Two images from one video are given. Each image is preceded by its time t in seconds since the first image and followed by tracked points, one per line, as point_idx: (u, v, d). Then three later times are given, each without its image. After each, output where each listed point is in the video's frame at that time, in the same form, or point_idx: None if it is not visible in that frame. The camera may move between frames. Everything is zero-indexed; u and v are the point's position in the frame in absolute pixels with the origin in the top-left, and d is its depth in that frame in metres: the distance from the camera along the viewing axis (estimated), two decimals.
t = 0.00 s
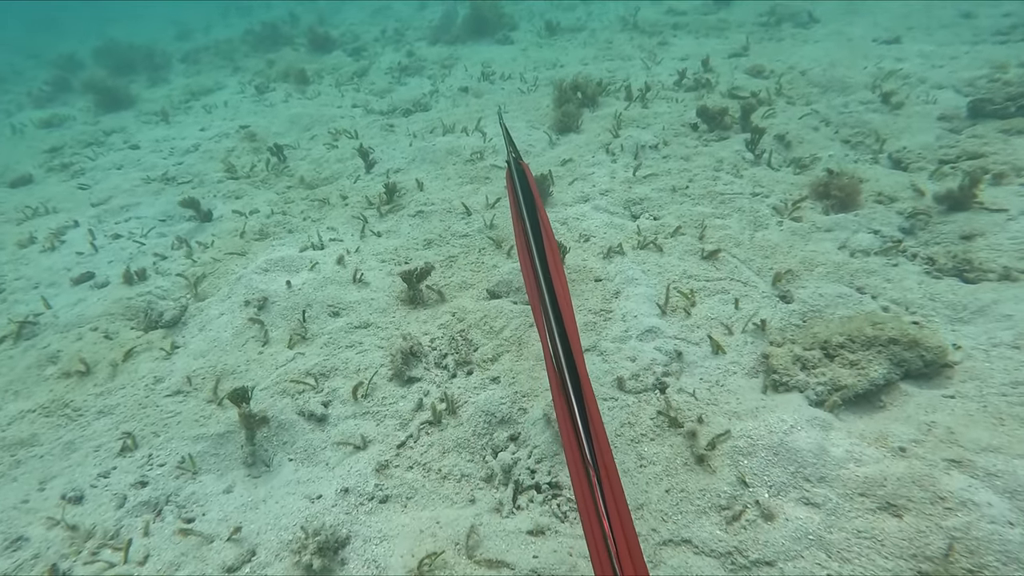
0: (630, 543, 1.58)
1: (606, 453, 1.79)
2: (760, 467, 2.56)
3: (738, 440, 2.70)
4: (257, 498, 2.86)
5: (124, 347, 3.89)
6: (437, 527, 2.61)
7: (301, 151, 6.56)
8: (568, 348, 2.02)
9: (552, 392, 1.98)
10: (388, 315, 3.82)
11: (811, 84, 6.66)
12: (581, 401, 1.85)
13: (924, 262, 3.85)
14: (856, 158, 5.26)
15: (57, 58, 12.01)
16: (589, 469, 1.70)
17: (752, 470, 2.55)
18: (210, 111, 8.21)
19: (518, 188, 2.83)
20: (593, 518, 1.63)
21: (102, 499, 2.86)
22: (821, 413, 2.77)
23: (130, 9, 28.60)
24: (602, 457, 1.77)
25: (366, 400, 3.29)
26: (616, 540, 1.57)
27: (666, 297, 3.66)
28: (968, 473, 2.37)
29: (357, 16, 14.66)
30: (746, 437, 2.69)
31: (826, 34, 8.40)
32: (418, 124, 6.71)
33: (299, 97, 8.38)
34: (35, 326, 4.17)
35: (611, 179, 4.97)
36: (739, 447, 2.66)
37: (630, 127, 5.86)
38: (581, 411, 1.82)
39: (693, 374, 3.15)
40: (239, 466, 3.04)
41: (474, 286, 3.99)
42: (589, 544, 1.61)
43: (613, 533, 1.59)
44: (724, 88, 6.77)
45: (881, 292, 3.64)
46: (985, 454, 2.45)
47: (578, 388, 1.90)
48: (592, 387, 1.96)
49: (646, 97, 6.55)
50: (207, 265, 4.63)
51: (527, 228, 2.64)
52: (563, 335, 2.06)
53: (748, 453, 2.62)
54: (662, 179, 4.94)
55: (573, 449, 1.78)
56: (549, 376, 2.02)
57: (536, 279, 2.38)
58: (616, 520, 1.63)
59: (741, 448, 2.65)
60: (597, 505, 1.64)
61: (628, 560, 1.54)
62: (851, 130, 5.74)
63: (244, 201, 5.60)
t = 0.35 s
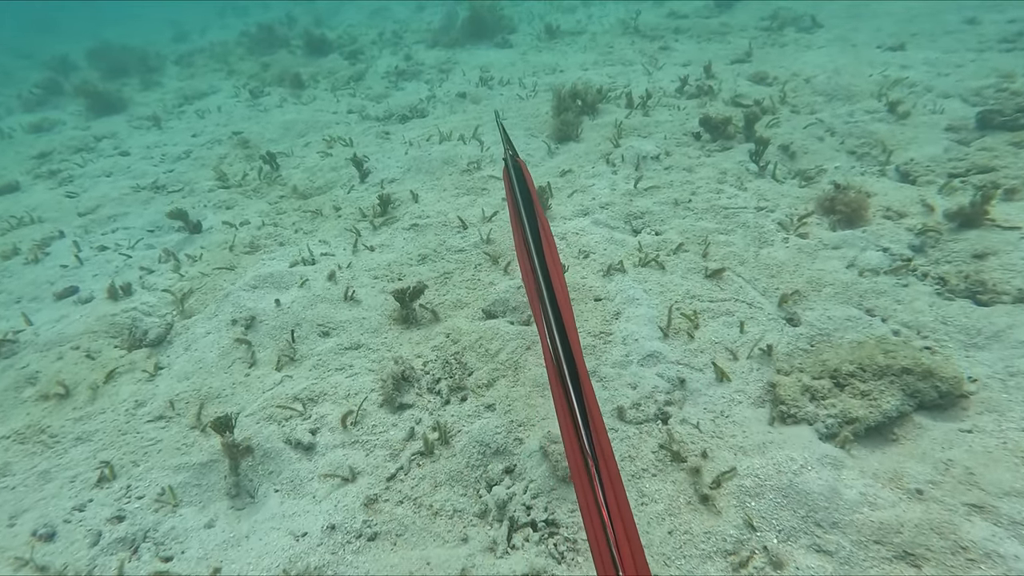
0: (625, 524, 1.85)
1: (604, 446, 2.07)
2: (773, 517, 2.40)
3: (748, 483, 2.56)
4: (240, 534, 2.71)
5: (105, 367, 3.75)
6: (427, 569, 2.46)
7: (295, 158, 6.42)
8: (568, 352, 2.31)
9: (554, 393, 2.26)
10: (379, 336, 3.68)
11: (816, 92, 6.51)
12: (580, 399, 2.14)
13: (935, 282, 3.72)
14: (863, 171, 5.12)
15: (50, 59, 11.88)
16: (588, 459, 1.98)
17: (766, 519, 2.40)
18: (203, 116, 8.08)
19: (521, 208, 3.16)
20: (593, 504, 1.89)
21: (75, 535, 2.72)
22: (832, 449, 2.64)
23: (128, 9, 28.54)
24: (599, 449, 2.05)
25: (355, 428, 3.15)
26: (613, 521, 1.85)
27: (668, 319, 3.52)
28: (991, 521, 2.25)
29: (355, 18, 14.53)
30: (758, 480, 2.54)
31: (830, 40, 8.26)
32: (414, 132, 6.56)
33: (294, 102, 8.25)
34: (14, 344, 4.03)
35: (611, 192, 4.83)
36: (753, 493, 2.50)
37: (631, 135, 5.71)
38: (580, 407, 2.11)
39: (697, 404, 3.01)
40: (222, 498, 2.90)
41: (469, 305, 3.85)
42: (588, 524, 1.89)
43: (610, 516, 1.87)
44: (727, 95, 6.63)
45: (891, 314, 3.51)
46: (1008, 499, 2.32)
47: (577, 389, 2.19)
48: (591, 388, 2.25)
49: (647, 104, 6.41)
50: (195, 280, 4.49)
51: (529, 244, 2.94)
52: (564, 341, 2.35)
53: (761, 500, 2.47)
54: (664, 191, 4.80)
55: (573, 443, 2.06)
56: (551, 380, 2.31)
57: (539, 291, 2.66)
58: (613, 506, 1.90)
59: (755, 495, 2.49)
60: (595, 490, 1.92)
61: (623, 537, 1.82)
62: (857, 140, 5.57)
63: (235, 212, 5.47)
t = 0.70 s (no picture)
0: (626, 500, 1.85)
1: (604, 425, 2.08)
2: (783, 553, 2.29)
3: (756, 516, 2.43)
4: (226, 566, 2.56)
5: (90, 384, 3.61)
6: None
7: (291, 163, 6.28)
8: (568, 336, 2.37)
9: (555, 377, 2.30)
10: (374, 354, 3.55)
11: (824, 95, 6.33)
12: (580, 379, 2.17)
13: (952, 297, 3.55)
14: (874, 178, 4.94)
15: (45, 58, 11.76)
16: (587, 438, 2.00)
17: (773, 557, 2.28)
18: (198, 118, 7.94)
19: (524, 207, 3.27)
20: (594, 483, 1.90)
21: (51, 569, 2.59)
22: (849, 482, 2.51)
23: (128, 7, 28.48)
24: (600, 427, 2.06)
25: (348, 453, 3.02)
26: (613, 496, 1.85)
27: (674, 338, 3.38)
28: None
29: (354, 17, 14.38)
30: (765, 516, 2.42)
31: (837, 40, 8.08)
32: (412, 136, 6.40)
33: (291, 104, 8.11)
34: None
35: (614, 200, 4.68)
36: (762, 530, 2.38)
37: (635, 141, 5.56)
38: (580, 387, 2.14)
39: (706, 430, 2.88)
40: (209, 526, 2.76)
41: (468, 321, 3.71)
42: (589, 502, 1.90)
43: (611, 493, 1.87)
44: (733, 99, 6.47)
45: (907, 332, 3.35)
46: None
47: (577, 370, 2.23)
48: (591, 368, 2.28)
49: (651, 108, 6.26)
50: (186, 291, 4.36)
51: (531, 236, 3.01)
52: (563, 325, 2.41)
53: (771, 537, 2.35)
54: (669, 200, 4.65)
55: (573, 423, 2.09)
56: (552, 364, 2.34)
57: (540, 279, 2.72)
58: (615, 483, 1.90)
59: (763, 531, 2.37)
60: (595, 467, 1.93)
61: (625, 514, 1.82)
62: (867, 146, 5.39)
63: (228, 218, 5.33)
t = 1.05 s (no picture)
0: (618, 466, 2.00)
1: (597, 396, 2.24)
2: None
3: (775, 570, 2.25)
4: None
5: (70, 404, 3.45)
6: None
7: (285, 167, 6.12)
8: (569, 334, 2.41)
9: (556, 376, 2.33)
10: (367, 375, 3.39)
11: (834, 99, 6.10)
12: (574, 353, 2.32)
13: (973, 317, 3.35)
14: (888, 186, 4.71)
15: (39, 56, 11.60)
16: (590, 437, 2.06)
17: None
18: (192, 119, 7.78)
19: (524, 205, 3.30)
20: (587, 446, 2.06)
21: None
22: (870, 524, 2.35)
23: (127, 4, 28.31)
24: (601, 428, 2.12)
25: (338, 484, 2.86)
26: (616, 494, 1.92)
27: (682, 360, 3.22)
28: None
29: (353, 15, 14.20)
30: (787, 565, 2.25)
31: (847, 41, 7.86)
32: (409, 140, 6.23)
33: (288, 105, 7.95)
34: None
35: (618, 210, 4.51)
36: None
37: (639, 147, 5.38)
38: (574, 359, 2.30)
39: (716, 462, 2.72)
40: (190, 560, 2.59)
41: (466, 339, 3.54)
42: (591, 503, 1.95)
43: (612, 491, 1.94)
44: (741, 103, 6.29)
45: (926, 355, 3.15)
46: None
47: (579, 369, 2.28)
48: (585, 343, 2.44)
49: (656, 113, 6.07)
50: (173, 304, 4.20)
51: (528, 222, 3.17)
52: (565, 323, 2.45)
53: None
54: (675, 210, 4.48)
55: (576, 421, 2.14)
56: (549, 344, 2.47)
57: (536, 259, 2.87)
58: (606, 449, 2.06)
59: None
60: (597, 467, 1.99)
61: (615, 473, 1.98)
62: (879, 152, 5.17)
63: (220, 226, 5.17)
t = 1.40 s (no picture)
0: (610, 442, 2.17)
1: (589, 376, 2.39)
2: None
3: None
4: None
5: (50, 427, 3.31)
6: None
7: (280, 173, 5.97)
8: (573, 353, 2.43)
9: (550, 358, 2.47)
10: (359, 398, 3.24)
11: (846, 104, 5.88)
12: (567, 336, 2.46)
13: (997, 339, 3.12)
14: (903, 196, 4.51)
15: (35, 55, 11.47)
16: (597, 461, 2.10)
17: None
18: (188, 122, 7.64)
19: (518, 203, 3.23)
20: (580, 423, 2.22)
21: None
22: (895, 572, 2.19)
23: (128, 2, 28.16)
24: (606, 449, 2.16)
25: (326, 517, 2.69)
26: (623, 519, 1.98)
27: (689, 386, 3.06)
28: None
29: (354, 14, 14.03)
30: None
31: (857, 42, 7.65)
32: (407, 145, 6.07)
33: (285, 108, 7.80)
34: None
35: (622, 222, 4.34)
36: None
37: (644, 154, 5.21)
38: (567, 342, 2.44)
39: (725, 498, 2.56)
40: None
41: (463, 360, 3.39)
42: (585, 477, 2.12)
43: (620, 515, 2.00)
44: (749, 107, 6.11)
45: (948, 380, 2.92)
46: None
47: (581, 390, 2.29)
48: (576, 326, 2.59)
49: (662, 118, 5.90)
50: (161, 318, 4.05)
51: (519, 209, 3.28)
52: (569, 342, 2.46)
53: None
54: (682, 222, 4.31)
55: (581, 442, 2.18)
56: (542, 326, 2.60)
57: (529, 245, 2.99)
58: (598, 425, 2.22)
59: None
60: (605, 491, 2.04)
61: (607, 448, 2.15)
62: (893, 160, 4.94)
63: (212, 235, 5.02)
